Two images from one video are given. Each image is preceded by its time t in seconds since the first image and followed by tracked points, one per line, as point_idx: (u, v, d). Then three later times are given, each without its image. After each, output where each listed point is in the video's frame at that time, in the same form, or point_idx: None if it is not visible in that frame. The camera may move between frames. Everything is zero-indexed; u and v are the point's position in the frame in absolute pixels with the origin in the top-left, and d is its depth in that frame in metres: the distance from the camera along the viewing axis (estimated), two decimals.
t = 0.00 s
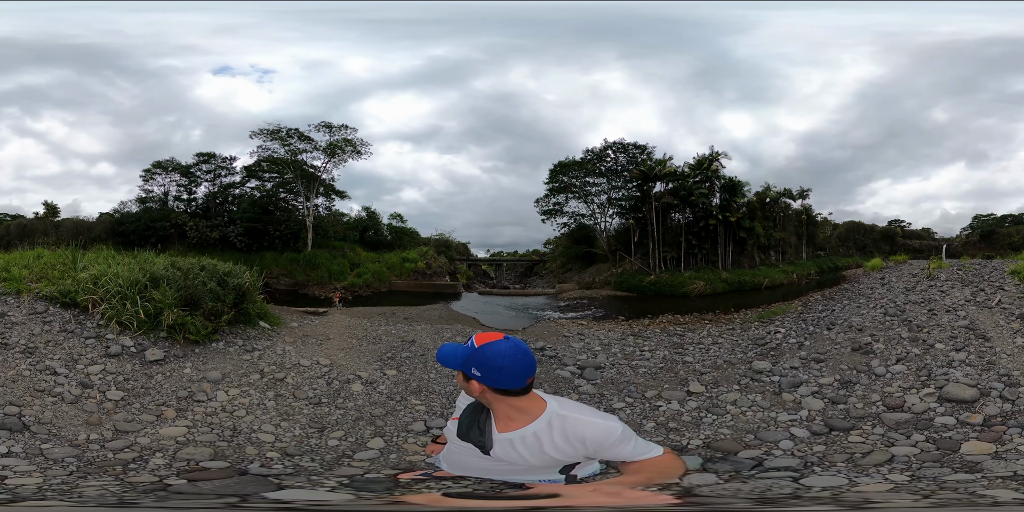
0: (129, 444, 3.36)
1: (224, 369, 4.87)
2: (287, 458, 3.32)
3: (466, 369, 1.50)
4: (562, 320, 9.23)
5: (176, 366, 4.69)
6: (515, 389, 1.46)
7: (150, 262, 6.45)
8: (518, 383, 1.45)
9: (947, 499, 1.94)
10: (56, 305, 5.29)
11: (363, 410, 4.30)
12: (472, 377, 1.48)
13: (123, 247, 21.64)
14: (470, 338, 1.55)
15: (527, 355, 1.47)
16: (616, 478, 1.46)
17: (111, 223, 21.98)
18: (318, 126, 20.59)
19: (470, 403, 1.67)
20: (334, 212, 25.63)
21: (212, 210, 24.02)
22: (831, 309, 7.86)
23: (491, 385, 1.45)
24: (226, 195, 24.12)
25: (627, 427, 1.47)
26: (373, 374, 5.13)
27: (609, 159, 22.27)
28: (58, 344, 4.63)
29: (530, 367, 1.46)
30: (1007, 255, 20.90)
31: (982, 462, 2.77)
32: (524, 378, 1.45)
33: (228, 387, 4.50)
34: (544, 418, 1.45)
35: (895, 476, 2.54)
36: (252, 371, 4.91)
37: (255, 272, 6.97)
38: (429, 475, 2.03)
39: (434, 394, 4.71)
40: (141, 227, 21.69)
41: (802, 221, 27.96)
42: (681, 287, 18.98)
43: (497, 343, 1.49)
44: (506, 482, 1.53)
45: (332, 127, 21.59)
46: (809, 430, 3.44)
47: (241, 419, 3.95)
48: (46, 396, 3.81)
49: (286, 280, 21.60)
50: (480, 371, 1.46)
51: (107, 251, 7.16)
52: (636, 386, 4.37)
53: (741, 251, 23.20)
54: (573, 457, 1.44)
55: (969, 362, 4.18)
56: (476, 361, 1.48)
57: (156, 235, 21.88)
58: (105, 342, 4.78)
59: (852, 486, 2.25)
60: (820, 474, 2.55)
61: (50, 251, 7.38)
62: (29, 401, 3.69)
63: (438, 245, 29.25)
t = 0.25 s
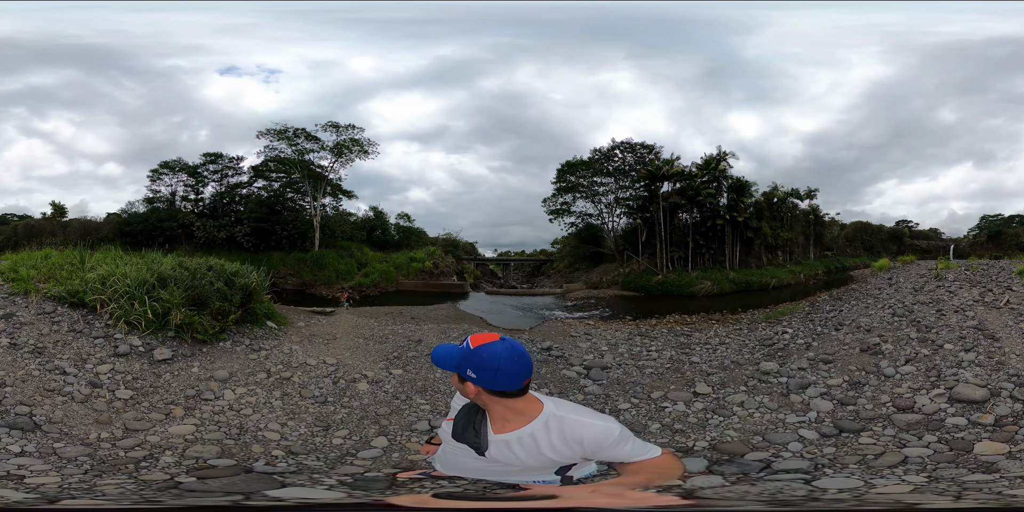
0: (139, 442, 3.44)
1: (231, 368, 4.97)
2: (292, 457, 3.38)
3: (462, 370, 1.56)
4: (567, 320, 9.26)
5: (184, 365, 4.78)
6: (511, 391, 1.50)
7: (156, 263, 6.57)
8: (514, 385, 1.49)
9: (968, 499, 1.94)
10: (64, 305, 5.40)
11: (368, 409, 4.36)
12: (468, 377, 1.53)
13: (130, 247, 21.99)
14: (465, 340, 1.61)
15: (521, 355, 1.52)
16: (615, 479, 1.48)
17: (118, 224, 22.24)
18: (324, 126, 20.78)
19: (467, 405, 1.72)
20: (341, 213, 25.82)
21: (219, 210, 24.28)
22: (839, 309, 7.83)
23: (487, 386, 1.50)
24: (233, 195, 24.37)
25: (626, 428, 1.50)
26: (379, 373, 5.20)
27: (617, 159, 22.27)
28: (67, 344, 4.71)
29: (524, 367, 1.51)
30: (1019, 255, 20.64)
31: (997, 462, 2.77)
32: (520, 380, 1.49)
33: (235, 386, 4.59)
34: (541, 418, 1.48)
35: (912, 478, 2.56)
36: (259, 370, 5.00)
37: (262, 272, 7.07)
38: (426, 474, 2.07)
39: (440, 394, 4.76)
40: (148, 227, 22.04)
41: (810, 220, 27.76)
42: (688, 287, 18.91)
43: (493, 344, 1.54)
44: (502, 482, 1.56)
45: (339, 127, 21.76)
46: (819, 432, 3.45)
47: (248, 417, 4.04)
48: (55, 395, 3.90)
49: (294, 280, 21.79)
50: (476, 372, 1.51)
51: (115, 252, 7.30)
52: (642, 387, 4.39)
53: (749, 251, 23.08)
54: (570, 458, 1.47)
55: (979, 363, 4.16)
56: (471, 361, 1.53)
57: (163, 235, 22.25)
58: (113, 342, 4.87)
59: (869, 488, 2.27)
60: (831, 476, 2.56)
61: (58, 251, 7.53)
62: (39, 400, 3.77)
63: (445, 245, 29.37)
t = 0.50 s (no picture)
0: (148, 441, 3.50)
1: (237, 367, 5.04)
2: (298, 455, 3.44)
3: (462, 370, 1.59)
4: (572, 320, 9.27)
5: (190, 364, 4.86)
6: (510, 391, 1.53)
7: (161, 262, 6.66)
8: (513, 385, 1.52)
9: (981, 500, 1.95)
10: (71, 305, 5.48)
11: (373, 408, 4.42)
12: (467, 377, 1.56)
13: (136, 247, 22.18)
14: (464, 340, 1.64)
15: (520, 355, 1.56)
16: (611, 480, 1.51)
17: (124, 224, 22.43)
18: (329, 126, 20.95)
19: (465, 405, 1.75)
20: (347, 212, 25.96)
21: (225, 209, 24.47)
22: (846, 310, 7.80)
23: (486, 386, 1.53)
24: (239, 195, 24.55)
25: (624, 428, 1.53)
26: (384, 372, 5.25)
27: (623, 159, 22.26)
28: (74, 344, 4.78)
29: (524, 367, 1.54)
30: None
31: (1009, 462, 2.77)
32: (519, 380, 1.52)
33: (241, 385, 4.66)
34: (539, 419, 1.52)
35: (925, 479, 2.57)
36: (265, 369, 5.06)
37: (268, 272, 7.15)
38: (425, 474, 2.11)
39: (444, 393, 4.81)
40: (154, 227, 22.24)
41: (816, 220, 27.63)
42: (694, 287, 18.86)
43: (493, 344, 1.57)
44: (499, 483, 1.60)
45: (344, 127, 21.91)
46: (826, 434, 3.45)
47: (254, 416, 4.10)
48: (64, 394, 3.96)
49: (300, 280, 21.93)
50: (474, 371, 1.54)
51: (121, 252, 7.40)
52: (647, 387, 4.41)
53: (754, 251, 23.00)
54: (568, 458, 1.50)
55: (987, 363, 4.15)
56: (470, 362, 1.56)
57: (169, 235, 22.42)
58: (120, 342, 4.94)
59: (881, 489, 2.28)
60: (840, 478, 2.58)
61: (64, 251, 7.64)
62: (48, 400, 3.83)
63: (450, 245, 29.46)
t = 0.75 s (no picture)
0: (154, 441, 3.55)
1: (242, 367, 5.08)
2: (302, 454, 3.48)
3: (465, 368, 1.61)
4: (576, 320, 9.29)
5: (194, 364, 4.91)
6: (513, 389, 1.55)
7: (163, 262, 6.73)
8: (516, 383, 1.54)
9: (986, 500, 1.95)
10: (76, 305, 5.54)
11: (376, 408, 4.46)
12: (470, 376, 1.59)
13: (141, 247, 22.33)
14: (469, 339, 1.66)
15: (524, 355, 1.58)
16: (611, 479, 1.54)
17: (129, 224, 22.60)
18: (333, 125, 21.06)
19: (468, 402, 1.78)
20: (351, 212, 26.06)
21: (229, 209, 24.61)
22: (850, 310, 7.79)
23: (489, 384, 1.55)
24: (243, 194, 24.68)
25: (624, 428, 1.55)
26: (388, 372, 5.29)
27: (627, 159, 22.26)
28: (79, 344, 4.84)
29: (527, 368, 1.56)
30: None
31: (1014, 462, 2.78)
32: (521, 379, 1.54)
33: (246, 384, 4.71)
34: (541, 417, 1.54)
35: (930, 479, 2.57)
36: (270, 369, 5.11)
37: (272, 272, 7.20)
38: (427, 473, 2.14)
39: (447, 393, 4.84)
40: (159, 227, 22.39)
41: (820, 220, 27.52)
42: (698, 287, 18.83)
43: (496, 343, 1.59)
44: (502, 481, 1.62)
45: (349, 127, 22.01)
46: (829, 434, 3.46)
47: (259, 416, 4.14)
48: (69, 394, 4.02)
49: (304, 280, 22.01)
50: (478, 370, 1.56)
51: (125, 252, 7.49)
52: (650, 387, 4.42)
53: (759, 251, 22.93)
54: (568, 457, 1.53)
55: (991, 363, 4.14)
56: (474, 361, 1.58)
57: (173, 235, 22.56)
58: (125, 342, 5.00)
59: (886, 489, 2.29)
60: (844, 478, 2.59)
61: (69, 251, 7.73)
62: (53, 400, 3.88)
63: (454, 245, 29.52)
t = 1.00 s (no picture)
0: (156, 440, 3.57)
1: (244, 366, 5.12)
2: (303, 454, 3.50)
3: (467, 370, 1.62)
4: (577, 320, 9.31)
5: (196, 364, 4.94)
6: (514, 391, 1.57)
7: (164, 262, 6.78)
8: (518, 385, 1.56)
9: (991, 500, 1.96)
10: (77, 305, 5.57)
11: (378, 408, 4.47)
12: (472, 378, 1.60)
13: (143, 247, 22.42)
14: (471, 341, 1.67)
15: (527, 359, 1.59)
16: (618, 480, 1.55)
17: (131, 224, 22.68)
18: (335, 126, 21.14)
19: (467, 404, 1.79)
20: (354, 212, 26.11)
21: (231, 209, 24.67)
22: (852, 310, 7.81)
23: (491, 386, 1.57)
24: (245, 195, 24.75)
25: (627, 428, 1.56)
26: (390, 372, 5.30)
27: (629, 159, 22.26)
28: (81, 344, 4.88)
29: (529, 372, 1.58)
30: None
31: (1019, 462, 2.78)
32: (523, 380, 1.56)
33: (248, 384, 4.74)
34: (543, 419, 1.56)
35: (935, 479, 2.58)
36: (271, 369, 5.14)
37: (274, 272, 7.23)
38: (427, 473, 2.15)
39: (448, 393, 4.86)
40: (161, 227, 22.48)
41: (822, 220, 27.49)
42: (700, 287, 18.81)
43: (498, 344, 1.60)
44: (503, 483, 1.64)
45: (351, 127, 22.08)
46: (832, 434, 3.46)
47: (261, 416, 4.16)
48: (72, 394, 4.05)
49: (306, 280, 22.06)
50: (480, 372, 1.57)
51: (127, 252, 7.53)
52: (652, 388, 4.43)
53: (761, 251, 22.91)
54: (570, 459, 1.54)
55: (993, 363, 4.14)
56: (476, 363, 1.59)
57: (175, 235, 22.64)
58: (127, 342, 5.03)
59: (891, 489, 2.29)
60: (847, 479, 2.60)
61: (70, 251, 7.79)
62: (55, 400, 3.90)
63: (456, 245, 29.56)
